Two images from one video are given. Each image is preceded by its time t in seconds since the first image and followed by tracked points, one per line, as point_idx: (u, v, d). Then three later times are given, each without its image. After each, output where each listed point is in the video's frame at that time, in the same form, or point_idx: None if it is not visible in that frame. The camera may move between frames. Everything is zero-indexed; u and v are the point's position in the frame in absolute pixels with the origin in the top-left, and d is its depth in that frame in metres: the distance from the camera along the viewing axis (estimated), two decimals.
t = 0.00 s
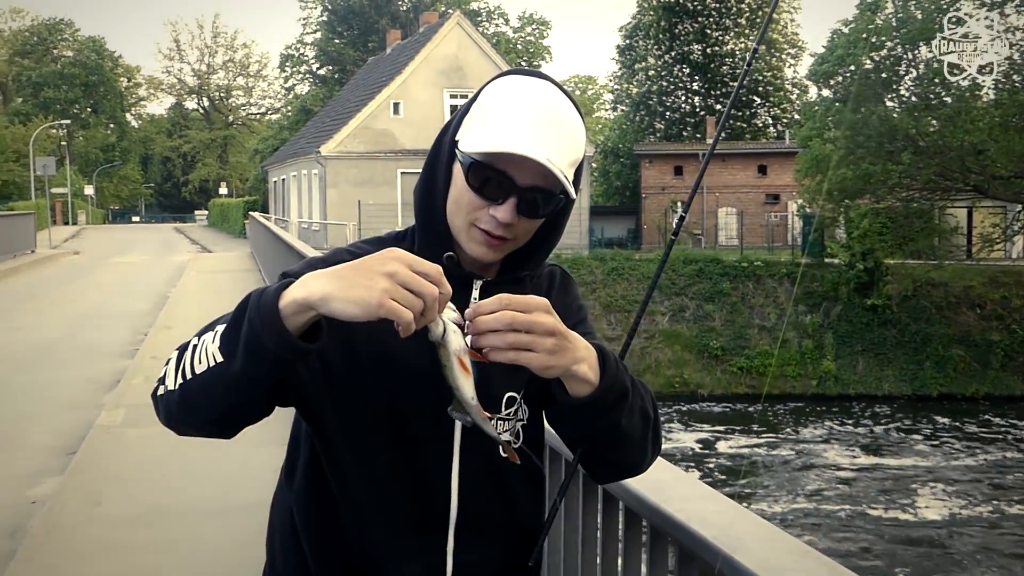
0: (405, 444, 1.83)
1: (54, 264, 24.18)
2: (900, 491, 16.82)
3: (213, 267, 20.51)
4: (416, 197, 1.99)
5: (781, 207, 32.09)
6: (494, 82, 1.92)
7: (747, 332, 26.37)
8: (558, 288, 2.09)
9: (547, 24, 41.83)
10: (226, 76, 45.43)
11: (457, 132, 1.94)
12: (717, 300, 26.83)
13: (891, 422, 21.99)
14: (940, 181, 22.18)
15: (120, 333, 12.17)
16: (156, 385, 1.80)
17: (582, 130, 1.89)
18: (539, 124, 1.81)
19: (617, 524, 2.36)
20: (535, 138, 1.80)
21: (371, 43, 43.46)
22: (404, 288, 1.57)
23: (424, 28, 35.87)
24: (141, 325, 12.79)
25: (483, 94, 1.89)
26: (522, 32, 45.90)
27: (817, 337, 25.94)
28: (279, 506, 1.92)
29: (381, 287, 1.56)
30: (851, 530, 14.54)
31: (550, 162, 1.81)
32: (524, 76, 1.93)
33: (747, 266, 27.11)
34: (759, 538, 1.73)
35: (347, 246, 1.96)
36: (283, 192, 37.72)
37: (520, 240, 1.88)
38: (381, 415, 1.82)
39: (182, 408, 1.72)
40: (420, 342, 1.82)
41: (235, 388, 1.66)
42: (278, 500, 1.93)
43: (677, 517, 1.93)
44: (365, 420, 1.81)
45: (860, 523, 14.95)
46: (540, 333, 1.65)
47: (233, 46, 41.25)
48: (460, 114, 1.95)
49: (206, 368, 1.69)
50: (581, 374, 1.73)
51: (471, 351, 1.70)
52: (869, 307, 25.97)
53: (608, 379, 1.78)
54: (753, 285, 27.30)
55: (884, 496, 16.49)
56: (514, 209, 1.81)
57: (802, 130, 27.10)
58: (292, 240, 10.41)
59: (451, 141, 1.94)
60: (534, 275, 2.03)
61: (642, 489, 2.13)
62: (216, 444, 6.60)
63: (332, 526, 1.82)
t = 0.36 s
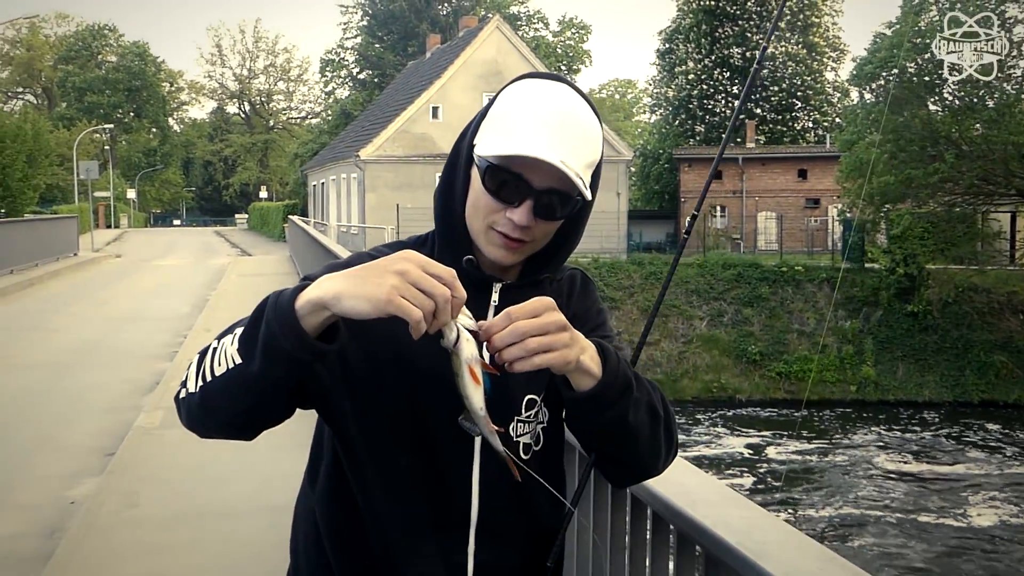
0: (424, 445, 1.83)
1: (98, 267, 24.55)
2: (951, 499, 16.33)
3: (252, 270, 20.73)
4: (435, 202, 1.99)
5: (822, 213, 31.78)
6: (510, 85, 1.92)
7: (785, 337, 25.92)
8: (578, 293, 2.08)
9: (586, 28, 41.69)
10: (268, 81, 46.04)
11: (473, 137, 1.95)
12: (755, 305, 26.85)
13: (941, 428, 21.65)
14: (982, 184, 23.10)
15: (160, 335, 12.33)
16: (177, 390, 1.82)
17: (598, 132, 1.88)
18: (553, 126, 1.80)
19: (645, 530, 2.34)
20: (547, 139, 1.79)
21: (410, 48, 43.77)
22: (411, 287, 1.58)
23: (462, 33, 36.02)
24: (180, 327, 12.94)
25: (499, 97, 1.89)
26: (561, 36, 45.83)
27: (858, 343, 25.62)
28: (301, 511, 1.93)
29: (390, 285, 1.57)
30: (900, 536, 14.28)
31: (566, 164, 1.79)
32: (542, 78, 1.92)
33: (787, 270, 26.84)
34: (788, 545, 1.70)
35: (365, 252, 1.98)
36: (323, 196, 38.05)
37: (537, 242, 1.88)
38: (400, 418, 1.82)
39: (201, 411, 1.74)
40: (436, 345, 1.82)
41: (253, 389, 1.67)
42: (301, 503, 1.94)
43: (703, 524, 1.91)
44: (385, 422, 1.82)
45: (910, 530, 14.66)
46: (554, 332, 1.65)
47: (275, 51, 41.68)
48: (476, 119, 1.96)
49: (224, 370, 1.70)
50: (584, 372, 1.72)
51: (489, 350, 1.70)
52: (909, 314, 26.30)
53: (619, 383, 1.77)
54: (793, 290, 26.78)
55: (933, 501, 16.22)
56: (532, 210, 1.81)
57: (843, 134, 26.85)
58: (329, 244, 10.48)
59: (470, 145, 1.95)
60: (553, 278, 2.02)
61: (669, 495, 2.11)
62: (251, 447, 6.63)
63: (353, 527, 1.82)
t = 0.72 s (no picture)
0: (445, 447, 1.83)
1: (128, 271, 24.80)
2: (987, 501, 15.84)
3: (280, 274, 20.88)
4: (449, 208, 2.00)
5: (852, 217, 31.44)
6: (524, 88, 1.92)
7: (814, 342, 25.68)
8: (594, 296, 2.06)
9: (615, 32, 41.57)
10: (297, 86, 46.32)
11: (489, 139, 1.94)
12: (783, 309, 26.01)
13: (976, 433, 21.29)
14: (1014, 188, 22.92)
15: (188, 339, 12.43)
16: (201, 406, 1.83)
17: (614, 134, 1.87)
18: (571, 126, 1.80)
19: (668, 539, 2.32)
20: (563, 140, 1.79)
21: (439, 53, 43.90)
22: (426, 297, 1.60)
23: (490, 37, 36.08)
24: (209, 331, 13.03)
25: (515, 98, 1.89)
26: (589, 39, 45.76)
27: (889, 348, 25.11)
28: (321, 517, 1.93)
29: (405, 297, 1.59)
30: (942, 540, 13.97)
31: (585, 165, 1.79)
32: (556, 80, 1.92)
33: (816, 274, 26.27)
34: (812, 550, 1.68)
35: (382, 257, 1.99)
36: (351, 200, 38.24)
37: (555, 244, 1.88)
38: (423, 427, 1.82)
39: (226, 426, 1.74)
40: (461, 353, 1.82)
41: (280, 404, 1.68)
42: (322, 507, 1.95)
43: (723, 527, 1.90)
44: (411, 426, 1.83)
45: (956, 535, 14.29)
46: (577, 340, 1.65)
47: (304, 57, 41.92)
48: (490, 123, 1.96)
49: (251, 388, 1.70)
50: (591, 381, 1.71)
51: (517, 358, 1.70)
52: (938, 317, 25.51)
53: (636, 389, 1.75)
54: (822, 295, 26.35)
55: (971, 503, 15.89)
56: (549, 214, 1.81)
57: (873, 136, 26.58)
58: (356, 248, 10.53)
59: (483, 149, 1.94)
60: (570, 281, 2.02)
61: (692, 501, 2.10)
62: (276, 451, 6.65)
63: (374, 532, 1.83)
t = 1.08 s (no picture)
0: (463, 453, 1.82)
1: (143, 274, 24.93)
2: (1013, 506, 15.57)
3: (295, 278, 20.94)
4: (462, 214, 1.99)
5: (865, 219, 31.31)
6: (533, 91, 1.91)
7: (828, 345, 26.22)
8: (606, 304, 2.06)
9: (629, 35, 41.52)
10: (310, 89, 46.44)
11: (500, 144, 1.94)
12: (797, 313, 26.54)
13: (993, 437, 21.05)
14: None
15: (202, 342, 12.51)
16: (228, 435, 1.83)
17: (625, 133, 1.86)
18: (576, 126, 1.80)
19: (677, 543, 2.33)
20: (570, 141, 1.80)
21: (452, 56, 43.99)
22: (450, 315, 1.60)
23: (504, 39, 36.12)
24: (223, 334, 13.10)
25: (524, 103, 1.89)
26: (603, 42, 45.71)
27: (902, 350, 25.60)
28: (336, 525, 1.94)
29: (430, 316, 1.60)
30: (968, 543, 13.76)
31: (596, 167, 1.80)
32: (562, 82, 1.93)
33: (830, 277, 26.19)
34: (822, 554, 1.68)
35: (398, 264, 2.00)
36: (364, 203, 38.33)
37: (569, 247, 1.88)
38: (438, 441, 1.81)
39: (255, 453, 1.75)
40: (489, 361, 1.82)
41: (315, 432, 1.69)
42: (335, 513, 1.95)
43: (728, 530, 1.91)
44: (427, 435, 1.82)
45: (986, 540, 14.04)
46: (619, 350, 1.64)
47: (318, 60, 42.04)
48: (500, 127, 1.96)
49: (286, 419, 1.71)
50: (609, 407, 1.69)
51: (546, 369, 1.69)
52: (953, 320, 25.50)
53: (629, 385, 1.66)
54: (836, 297, 26.47)
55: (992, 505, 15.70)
56: (564, 217, 1.81)
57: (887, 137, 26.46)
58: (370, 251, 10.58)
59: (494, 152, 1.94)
60: (584, 284, 2.01)
61: (703, 503, 2.10)
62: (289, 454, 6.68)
63: (389, 543, 1.84)
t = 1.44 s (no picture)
0: (473, 455, 1.80)
1: (144, 276, 24.87)
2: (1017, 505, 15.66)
3: (296, 280, 20.97)
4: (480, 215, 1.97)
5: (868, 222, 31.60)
6: (557, 96, 1.91)
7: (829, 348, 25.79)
8: (613, 311, 2.09)
9: (630, 38, 41.53)
10: (312, 91, 46.44)
11: (523, 143, 1.92)
12: (797, 314, 26.26)
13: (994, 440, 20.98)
14: None
15: (203, 344, 12.53)
16: (269, 425, 1.73)
17: (651, 140, 1.90)
18: (604, 133, 1.83)
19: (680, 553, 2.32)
20: (615, 149, 1.82)
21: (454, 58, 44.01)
22: (533, 308, 1.53)
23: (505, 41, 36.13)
24: (223, 336, 13.10)
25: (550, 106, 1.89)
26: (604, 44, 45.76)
27: (902, 353, 25.57)
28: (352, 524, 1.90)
29: (511, 314, 1.52)
30: (981, 544, 13.59)
31: (637, 174, 1.83)
32: (582, 84, 1.95)
33: (829, 280, 26.42)
34: (823, 558, 1.69)
35: (418, 265, 1.97)
36: (366, 205, 38.34)
37: (600, 251, 1.90)
38: (452, 435, 1.78)
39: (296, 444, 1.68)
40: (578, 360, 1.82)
41: (375, 423, 1.59)
42: (349, 512, 1.93)
43: (730, 533, 1.93)
44: (442, 435, 1.78)
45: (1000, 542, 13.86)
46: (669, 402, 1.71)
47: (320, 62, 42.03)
48: (518, 127, 1.94)
49: (341, 409, 1.60)
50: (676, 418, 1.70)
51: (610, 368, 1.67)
52: (955, 322, 25.41)
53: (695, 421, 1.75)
54: (837, 299, 26.46)
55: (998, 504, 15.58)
56: (605, 221, 1.83)
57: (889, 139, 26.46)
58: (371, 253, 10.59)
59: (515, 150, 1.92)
60: (592, 290, 2.04)
61: (703, 508, 2.10)
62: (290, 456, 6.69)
63: (415, 539, 1.80)
